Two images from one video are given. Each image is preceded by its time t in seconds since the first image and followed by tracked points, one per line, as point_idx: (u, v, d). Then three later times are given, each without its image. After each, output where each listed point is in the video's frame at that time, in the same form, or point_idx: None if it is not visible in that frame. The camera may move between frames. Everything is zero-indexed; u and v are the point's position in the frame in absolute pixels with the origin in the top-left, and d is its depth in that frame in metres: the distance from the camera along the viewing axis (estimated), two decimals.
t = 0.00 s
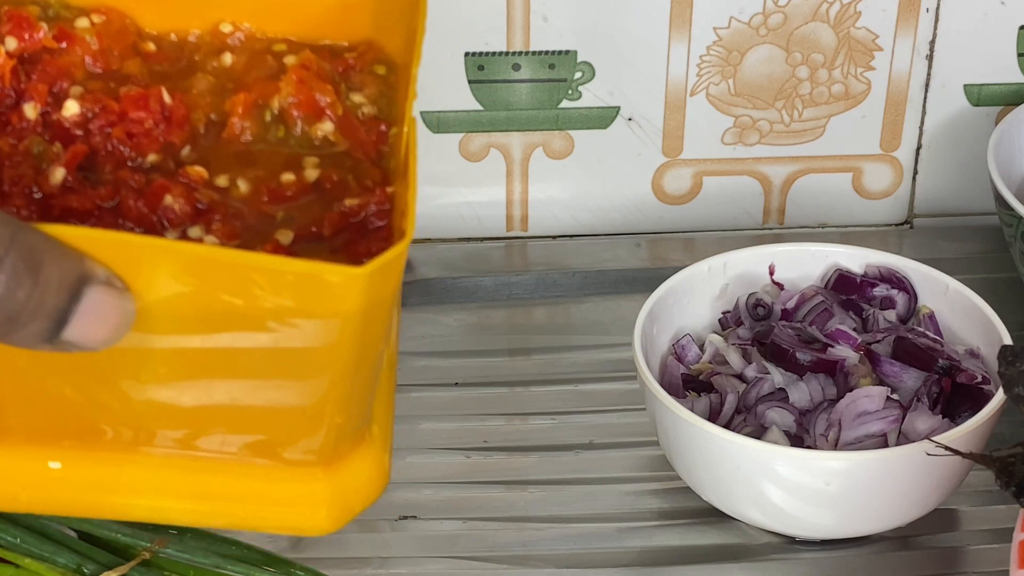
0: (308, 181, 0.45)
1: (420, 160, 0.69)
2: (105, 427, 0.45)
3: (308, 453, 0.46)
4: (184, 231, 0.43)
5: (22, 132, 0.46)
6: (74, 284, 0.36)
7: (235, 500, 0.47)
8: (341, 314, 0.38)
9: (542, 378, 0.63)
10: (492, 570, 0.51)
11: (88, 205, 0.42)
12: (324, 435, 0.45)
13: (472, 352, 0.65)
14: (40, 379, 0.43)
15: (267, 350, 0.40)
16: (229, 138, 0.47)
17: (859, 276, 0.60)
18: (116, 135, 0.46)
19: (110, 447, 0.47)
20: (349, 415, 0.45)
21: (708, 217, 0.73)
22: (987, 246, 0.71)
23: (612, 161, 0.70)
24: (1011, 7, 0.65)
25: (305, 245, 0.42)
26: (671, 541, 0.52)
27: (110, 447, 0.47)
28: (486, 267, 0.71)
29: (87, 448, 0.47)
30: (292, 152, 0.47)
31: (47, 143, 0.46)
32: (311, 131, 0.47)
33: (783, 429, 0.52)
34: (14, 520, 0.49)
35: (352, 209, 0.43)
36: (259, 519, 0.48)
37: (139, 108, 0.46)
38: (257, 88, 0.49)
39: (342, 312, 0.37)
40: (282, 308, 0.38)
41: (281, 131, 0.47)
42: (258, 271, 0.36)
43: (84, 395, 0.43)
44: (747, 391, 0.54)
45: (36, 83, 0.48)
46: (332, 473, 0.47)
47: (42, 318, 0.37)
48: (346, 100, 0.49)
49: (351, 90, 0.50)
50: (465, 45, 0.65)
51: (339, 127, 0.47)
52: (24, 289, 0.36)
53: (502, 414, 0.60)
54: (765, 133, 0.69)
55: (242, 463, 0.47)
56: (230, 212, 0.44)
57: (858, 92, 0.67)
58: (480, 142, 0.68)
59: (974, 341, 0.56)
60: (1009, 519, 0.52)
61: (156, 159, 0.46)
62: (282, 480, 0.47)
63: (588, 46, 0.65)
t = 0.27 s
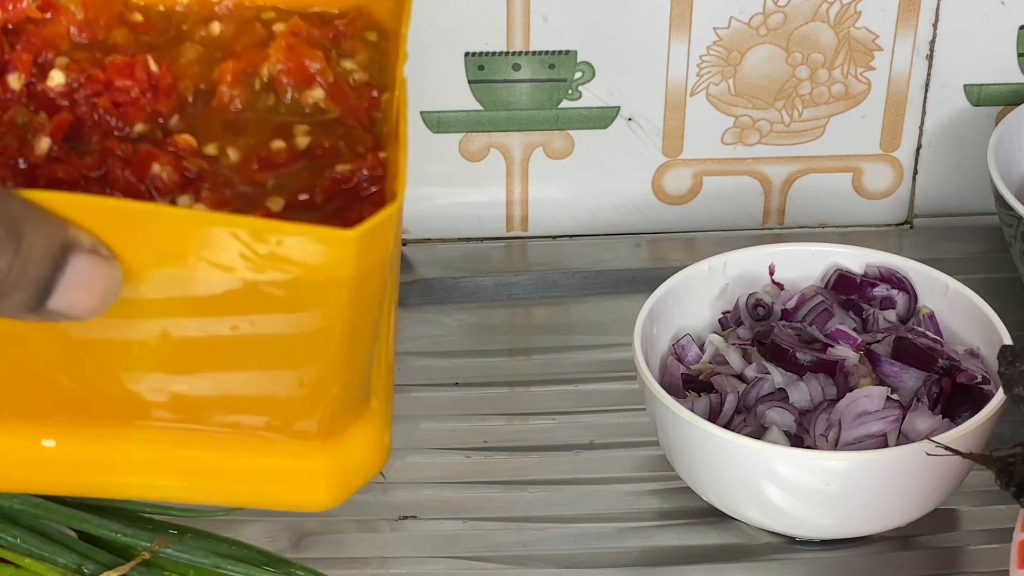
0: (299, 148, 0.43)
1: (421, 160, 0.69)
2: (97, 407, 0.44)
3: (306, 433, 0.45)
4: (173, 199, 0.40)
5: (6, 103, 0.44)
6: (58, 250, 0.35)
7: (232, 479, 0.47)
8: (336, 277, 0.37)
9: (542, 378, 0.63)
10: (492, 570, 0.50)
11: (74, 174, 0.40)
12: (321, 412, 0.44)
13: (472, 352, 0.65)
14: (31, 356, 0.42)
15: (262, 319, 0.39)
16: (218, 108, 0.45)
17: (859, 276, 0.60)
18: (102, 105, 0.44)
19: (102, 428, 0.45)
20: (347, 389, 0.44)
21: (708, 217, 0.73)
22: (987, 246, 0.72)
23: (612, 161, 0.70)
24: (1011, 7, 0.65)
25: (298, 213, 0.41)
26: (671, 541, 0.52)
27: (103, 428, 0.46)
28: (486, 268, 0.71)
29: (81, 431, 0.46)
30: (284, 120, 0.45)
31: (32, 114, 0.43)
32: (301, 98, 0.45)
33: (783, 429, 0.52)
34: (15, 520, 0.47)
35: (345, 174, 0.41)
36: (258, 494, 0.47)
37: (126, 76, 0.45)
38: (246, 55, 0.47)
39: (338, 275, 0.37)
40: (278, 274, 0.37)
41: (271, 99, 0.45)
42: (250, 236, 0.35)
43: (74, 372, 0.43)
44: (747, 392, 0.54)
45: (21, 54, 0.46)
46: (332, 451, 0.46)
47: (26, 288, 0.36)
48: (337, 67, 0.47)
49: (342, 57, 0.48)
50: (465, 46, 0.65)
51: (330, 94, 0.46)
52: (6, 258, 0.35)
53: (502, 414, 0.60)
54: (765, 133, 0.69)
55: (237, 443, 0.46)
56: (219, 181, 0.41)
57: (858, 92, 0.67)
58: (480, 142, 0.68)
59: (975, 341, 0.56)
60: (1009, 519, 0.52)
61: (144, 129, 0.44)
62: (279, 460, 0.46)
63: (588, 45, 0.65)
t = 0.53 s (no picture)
0: (287, 134, 0.42)
1: (421, 160, 0.69)
2: (87, 394, 0.45)
3: (298, 420, 0.45)
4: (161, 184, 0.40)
5: None
6: (45, 237, 0.35)
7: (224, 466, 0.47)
8: (325, 264, 0.37)
9: (542, 378, 0.63)
10: (492, 570, 0.50)
11: (62, 160, 0.40)
12: (313, 399, 0.44)
13: (473, 352, 0.65)
14: (22, 342, 0.42)
15: (252, 305, 0.40)
16: (205, 95, 0.44)
17: (859, 276, 0.60)
18: (89, 92, 0.43)
19: (95, 412, 0.45)
20: (338, 376, 0.44)
21: (708, 217, 0.73)
22: (986, 246, 0.72)
23: (612, 161, 0.70)
24: (1011, 7, 0.65)
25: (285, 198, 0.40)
26: (672, 541, 0.52)
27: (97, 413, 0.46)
28: (486, 268, 0.71)
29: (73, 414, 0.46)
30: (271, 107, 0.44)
31: (19, 103, 0.43)
32: (288, 85, 0.44)
33: (783, 429, 0.52)
34: (14, 519, 0.45)
35: (333, 159, 0.40)
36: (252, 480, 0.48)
37: (112, 64, 0.44)
38: (232, 42, 0.45)
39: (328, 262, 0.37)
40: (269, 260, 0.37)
41: (258, 86, 0.44)
42: (241, 221, 0.35)
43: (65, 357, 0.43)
44: (747, 392, 0.54)
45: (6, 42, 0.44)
46: (323, 438, 0.46)
47: (15, 273, 0.36)
48: (323, 53, 0.46)
49: (328, 44, 0.46)
50: (465, 46, 0.65)
51: (317, 80, 0.44)
52: None
53: (502, 414, 0.60)
54: (765, 133, 0.69)
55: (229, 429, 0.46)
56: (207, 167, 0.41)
57: (858, 92, 0.67)
58: (480, 142, 0.68)
59: (974, 341, 0.56)
60: (1009, 519, 0.52)
61: (131, 116, 0.43)
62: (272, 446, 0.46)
63: (588, 46, 0.65)
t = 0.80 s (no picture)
0: (278, 109, 0.38)
1: (421, 160, 0.69)
2: (70, 365, 0.41)
3: (289, 410, 0.42)
4: (150, 161, 0.37)
5: None
6: (32, 220, 0.34)
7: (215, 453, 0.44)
8: (312, 244, 0.35)
9: (542, 378, 0.63)
10: (492, 570, 0.50)
11: (51, 135, 0.37)
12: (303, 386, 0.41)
13: (473, 352, 0.65)
14: (7, 315, 0.40)
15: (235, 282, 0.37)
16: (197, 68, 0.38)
17: (859, 276, 0.60)
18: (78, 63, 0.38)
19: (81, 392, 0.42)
20: (330, 361, 0.41)
21: (708, 218, 0.73)
22: (987, 246, 0.72)
23: (612, 161, 0.70)
24: (1011, 7, 0.65)
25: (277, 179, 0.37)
26: (672, 542, 0.52)
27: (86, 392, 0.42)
28: (487, 268, 0.71)
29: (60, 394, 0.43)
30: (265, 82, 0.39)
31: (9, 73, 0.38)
32: (280, 58, 0.39)
33: (783, 429, 0.52)
34: (13, 519, 0.44)
35: (323, 138, 0.38)
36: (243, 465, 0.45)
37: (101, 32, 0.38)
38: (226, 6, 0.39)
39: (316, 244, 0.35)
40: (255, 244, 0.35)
41: (251, 60, 0.39)
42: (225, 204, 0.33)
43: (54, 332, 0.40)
44: (747, 392, 0.54)
45: None
46: (317, 425, 0.43)
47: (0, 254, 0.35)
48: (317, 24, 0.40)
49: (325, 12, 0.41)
50: (465, 46, 0.65)
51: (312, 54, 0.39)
52: None
53: (502, 414, 0.60)
54: (765, 133, 0.69)
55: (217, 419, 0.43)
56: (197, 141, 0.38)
57: (858, 92, 0.67)
58: (480, 142, 0.68)
59: (974, 341, 0.56)
60: (1009, 519, 0.52)
61: (122, 89, 0.38)
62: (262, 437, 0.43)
63: (588, 46, 0.65)
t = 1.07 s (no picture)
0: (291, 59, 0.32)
1: (420, 160, 0.69)
2: (76, 382, 0.36)
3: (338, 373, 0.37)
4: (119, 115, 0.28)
5: None
6: (46, 127, 0.29)
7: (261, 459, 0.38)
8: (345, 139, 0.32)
9: (542, 378, 0.63)
10: (492, 570, 0.50)
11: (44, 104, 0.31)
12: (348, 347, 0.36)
13: (473, 352, 0.65)
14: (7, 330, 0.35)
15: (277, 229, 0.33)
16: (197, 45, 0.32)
17: (859, 276, 0.60)
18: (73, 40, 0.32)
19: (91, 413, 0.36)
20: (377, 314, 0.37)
21: (707, 218, 0.73)
22: (987, 246, 0.72)
23: (612, 161, 0.70)
24: (1011, 8, 0.65)
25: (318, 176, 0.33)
26: (672, 541, 0.52)
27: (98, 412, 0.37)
28: (486, 267, 0.70)
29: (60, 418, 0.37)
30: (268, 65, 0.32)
31: None
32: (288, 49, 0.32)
33: (783, 429, 0.52)
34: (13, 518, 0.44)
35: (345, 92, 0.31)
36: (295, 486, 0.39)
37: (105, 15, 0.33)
38: None
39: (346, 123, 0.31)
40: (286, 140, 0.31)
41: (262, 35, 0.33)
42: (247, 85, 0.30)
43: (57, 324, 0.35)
44: (746, 391, 0.54)
45: None
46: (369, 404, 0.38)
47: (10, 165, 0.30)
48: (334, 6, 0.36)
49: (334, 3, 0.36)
50: (465, 46, 0.65)
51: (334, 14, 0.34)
52: None
53: (501, 414, 0.60)
54: (765, 133, 0.69)
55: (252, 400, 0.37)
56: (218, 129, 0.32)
57: (859, 92, 0.67)
58: (480, 142, 0.68)
59: (975, 341, 0.56)
60: (1010, 519, 0.52)
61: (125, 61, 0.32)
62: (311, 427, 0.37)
63: (588, 46, 0.65)
